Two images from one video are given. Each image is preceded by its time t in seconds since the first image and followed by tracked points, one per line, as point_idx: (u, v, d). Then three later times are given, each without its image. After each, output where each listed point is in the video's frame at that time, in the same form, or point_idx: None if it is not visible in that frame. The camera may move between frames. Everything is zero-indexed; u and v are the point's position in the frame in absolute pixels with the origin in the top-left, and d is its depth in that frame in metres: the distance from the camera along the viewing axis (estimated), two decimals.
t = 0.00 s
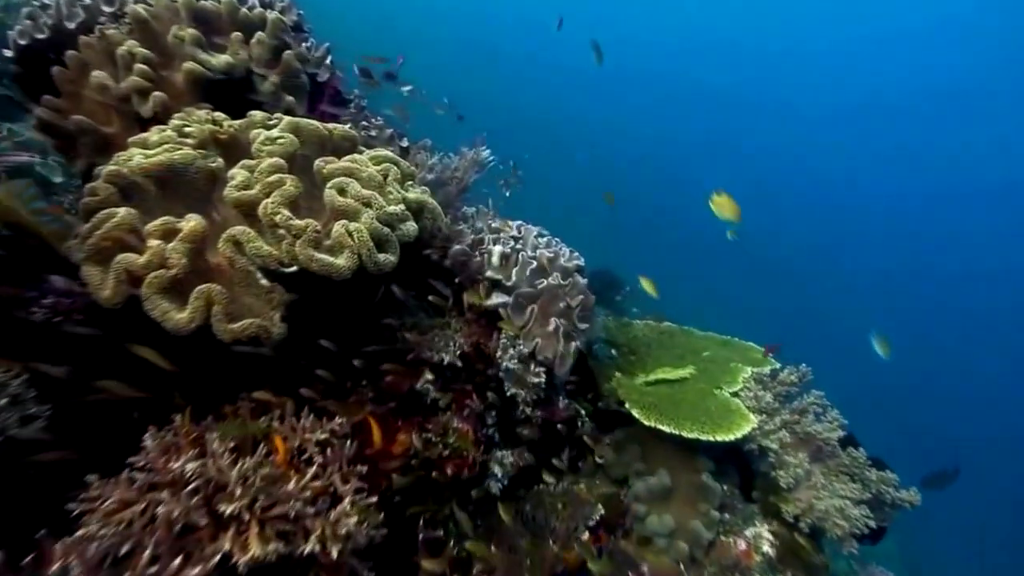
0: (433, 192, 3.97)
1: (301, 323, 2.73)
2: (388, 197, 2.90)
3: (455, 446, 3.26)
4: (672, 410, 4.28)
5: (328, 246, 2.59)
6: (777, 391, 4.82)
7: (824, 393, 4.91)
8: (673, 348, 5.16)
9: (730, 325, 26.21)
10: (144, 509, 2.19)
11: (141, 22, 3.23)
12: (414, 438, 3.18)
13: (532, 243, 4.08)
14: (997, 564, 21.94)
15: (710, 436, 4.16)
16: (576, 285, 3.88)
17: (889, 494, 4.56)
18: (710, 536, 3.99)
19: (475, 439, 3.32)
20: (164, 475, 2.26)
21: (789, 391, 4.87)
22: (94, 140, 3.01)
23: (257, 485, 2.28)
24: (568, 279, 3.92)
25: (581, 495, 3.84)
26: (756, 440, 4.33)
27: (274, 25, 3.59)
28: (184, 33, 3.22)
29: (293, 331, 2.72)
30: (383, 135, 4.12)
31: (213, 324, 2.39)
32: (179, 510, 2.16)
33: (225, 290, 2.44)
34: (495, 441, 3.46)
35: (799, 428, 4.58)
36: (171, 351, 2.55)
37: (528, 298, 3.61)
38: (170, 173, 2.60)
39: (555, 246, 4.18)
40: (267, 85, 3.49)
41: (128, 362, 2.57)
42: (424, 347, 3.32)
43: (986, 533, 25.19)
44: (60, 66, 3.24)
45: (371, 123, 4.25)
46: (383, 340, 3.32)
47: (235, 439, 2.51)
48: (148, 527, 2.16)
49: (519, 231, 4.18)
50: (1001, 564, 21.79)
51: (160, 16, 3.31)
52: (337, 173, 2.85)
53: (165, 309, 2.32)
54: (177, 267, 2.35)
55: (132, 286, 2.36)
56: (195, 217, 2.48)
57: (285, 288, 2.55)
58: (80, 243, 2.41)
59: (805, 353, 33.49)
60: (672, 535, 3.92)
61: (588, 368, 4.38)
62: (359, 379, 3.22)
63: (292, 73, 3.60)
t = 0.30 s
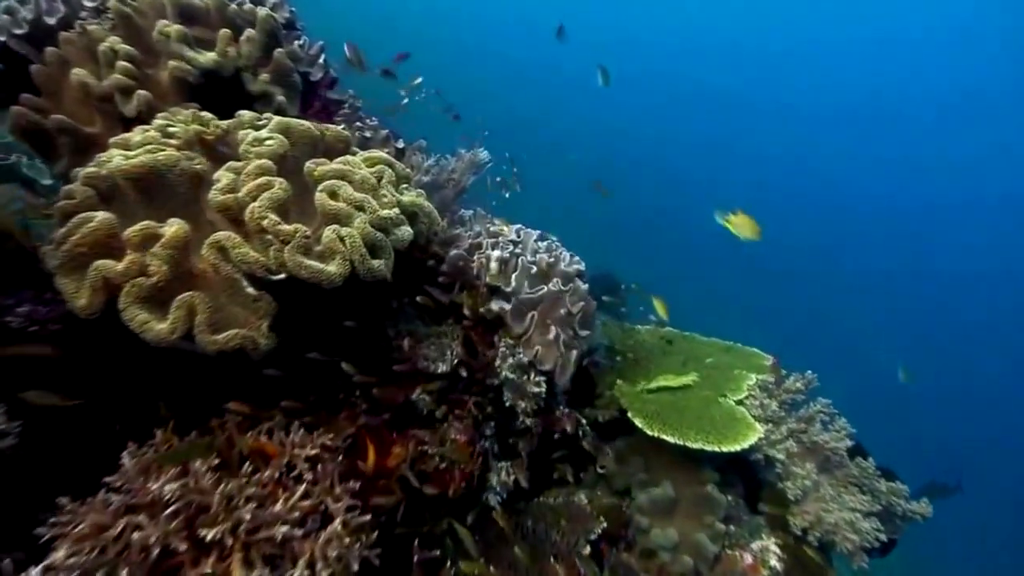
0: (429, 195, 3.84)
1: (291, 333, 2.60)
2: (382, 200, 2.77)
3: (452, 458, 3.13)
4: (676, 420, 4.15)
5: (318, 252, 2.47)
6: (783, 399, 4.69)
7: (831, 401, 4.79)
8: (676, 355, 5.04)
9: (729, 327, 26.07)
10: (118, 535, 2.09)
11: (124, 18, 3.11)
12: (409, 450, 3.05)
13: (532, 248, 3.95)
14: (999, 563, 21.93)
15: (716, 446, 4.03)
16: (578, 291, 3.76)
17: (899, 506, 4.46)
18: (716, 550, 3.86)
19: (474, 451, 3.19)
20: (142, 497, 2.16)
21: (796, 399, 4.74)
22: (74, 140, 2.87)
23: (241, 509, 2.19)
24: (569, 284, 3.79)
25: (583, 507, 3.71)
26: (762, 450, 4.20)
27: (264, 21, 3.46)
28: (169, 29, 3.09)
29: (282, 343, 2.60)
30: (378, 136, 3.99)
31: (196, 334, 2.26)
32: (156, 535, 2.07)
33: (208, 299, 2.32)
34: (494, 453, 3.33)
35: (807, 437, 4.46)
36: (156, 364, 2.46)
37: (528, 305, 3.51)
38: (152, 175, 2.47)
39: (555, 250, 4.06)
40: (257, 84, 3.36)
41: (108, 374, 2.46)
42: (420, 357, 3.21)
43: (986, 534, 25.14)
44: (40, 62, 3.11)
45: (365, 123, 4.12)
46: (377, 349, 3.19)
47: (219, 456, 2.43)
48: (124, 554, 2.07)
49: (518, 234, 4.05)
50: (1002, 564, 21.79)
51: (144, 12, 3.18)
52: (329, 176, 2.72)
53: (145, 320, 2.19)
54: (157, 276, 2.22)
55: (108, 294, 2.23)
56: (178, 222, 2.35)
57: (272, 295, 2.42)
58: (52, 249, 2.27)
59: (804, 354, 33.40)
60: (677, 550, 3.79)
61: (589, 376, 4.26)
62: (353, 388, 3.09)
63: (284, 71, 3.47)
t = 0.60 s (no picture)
0: (424, 197, 3.72)
1: (277, 344, 2.47)
2: (374, 203, 2.64)
3: (449, 471, 3.02)
4: (679, 429, 4.02)
5: (306, 259, 2.34)
6: (787, 405, 4.56)
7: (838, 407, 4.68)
8: (678, 360, 4.90)
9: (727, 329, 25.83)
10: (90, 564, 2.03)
11: (105, 15, 2.98)
12: (402, 463, 2.90)
13: (529, 251, 3.82)
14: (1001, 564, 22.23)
15: (723, 457, 3.89)
16: (578, 295, 3.64)
17: (908, 515, 4.37)
18: (721, 563, 3.73)
19: (471, 465, 3.07)
20: (118, 523, 2.10)
21: (800, 406, 4.62)
22: (52, 141, 2.73)
23: (222, 535, 2.13)
24: (569, 289, 3.68)
25: (585, 519, 3.58)
26: (769, 459, 4.08)
27: (251, 17, 3.32)
28: (152, 24, 2.96)
29: (269, 355, 2.46)
30: (371, 137, 3.87)
31: (175, 348, 2.12)
32: (132, 564, 2.02)
33: (189, 310, 2.18)
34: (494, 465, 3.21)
35: (814, 446, 4.33)
36: (133, 378, 2.34)
37: (527, 311, 3.38)
38: (130, 178, 2.34)
39: (555, 254, 3.94)
40: (245, 83, 3.22)
41: (85, 384, 2.34)
42: (414, 366, 3.09)
43: (986, 535, 25.23)
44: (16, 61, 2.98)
45: (358, 124, 3.99)
46: (370, 358, 3.06)
47: (201, 473, 2.34)
48: None
49: (515, 237, 3.92)
50: (1002, 564, 22.16)
51: (126, 9, 3.07)
52: (317, 178, 2.58)
53: (120, 332, 2.05)
54: (135, 286, 2.08)
55: (80, 305, 2.09)
56: (157, 228, 2.22)
57: (258, 303, 2.29)
58: (23, 257, 2.13)
59: (802, 355, 33.20)
60: (681, 562, 3.68)
61: (590, 383, 4.14)
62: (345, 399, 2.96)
63: (273, 70, 3.34)
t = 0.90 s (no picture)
0: (417, 203, 3.59)
1: (263, 358, 2.34)
2: (366, 211, 2.51)
3: (446, 489, 2.88)
4: (683, 441, 3.89)
5: (293, 270, 2.22)
6: (794, 415, 4.44)
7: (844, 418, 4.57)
8: (681, 368, 4.77)
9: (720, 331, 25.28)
10: None
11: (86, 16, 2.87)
12: (398, 480, 2.75)
13: (527, 259, 3.69)
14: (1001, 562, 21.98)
15: (729, 470, 3.76)
16: (578, 303, 3.51)
17: (921, 529, 4.25)
18: None
19: (467, 481, 2.93)
20: (86, 558, 1.96)
21: (807, 416, 4.50)
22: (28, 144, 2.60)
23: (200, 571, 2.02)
24: (569, 297, 3.56)
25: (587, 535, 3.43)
26: (775, 472, 3.95)
27: (238, 17, 3.20)
28: (132, 24, 2.84)
29: (253, 370, 2.33)
30: (364, 141, 3.75)
31: (154, 365, 1.98)
32: None
33: (168, 325, 2.05)
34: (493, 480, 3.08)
35: (820, 458, 4.22)
36: (108, 398, 2.21)
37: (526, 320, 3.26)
38: (106, 184, 2.20)
39: (554, 261, 3.83)
40: (231, 84, 3.09)
41: (58, 400, 2.22)
42: (409, 379, 2.97)
43: (986, 533, 24.93)
44: None
45: (351, 128, 3.86)
46: (362, 371, 2.93)
47: (183, 498, 2.23)
48: None
49: (513, 244, 3.79)
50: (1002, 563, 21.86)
51: (106, 6, 2.96)
52: (307, 186, 2.46)
53: (93, 350, 1.92)
54: (109, 302, 1.95)
55: (49, 322, 1.95)
56: (134, 237, 2.08)
57: (242, 319, 2.16)
58: None
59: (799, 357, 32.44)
60: None
61: (591, 393, 4.01)
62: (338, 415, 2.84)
63: (261, 71, 3.22)
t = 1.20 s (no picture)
0: (414, 210, 3.46)
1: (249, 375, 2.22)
2: (361, 221, 2.39)
3: (444, 510, 2.74)
4: (690, 456, 3.76)
5: (282, 284, 2.10)
6: (803, 428, 4.31)
7: (856, 432, 4.44)
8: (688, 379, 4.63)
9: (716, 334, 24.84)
10: None
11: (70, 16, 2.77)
12: (393, 501, 2.62)
13: (528, 267, 3.57)
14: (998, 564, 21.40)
15: (740, 487, 3.62)
16: (581, 314, 3.39)
17: (940, 549, 4.13)
18: None
19: (466, 499, 2.81)
20: None
21: (817, 429, 4.37)
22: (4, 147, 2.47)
23: None
24: (572, 307, 3.43)
25: (591, 554, 3.27)
26: (787, 490, 3.81)
27: (229, 18, 3.10)
28: (118, 24, 2.73)
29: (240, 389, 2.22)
30: (361, 146, 3.62)
31: (130, 387, 1.86)
32: None
33: (147, 342, 1.92)
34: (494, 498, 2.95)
35: (831, 474, 4.10)
36: (81, 419, 2.08)
37: (527, 333, 3.15)
38: (86, 192, 2.09)
39: (556, 270, 3.70)
40: (223, 88, 2.99)
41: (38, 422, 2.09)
42: (406, 394, 2.86)
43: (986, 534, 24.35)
44: None
45: (348, 132, 3.74)
46: (359, 387, 2.80)
47: (164, 526, 2.12)
48: None
49: (515, 252, 3.67)
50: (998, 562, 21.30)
51: (93, 7, 2.86)
52: (300, 195, 2.33)
53: (61, 370, 1.79)
54: (80, 320, 1.83)
55: (20, 340, 1.83)
56: (112, 250, 1.96)
57: (228, 336, 2.04)
58: None
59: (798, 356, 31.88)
60: None
61: (593, 404, 3.90)
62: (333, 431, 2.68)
63: (254, 74, 3.12)
